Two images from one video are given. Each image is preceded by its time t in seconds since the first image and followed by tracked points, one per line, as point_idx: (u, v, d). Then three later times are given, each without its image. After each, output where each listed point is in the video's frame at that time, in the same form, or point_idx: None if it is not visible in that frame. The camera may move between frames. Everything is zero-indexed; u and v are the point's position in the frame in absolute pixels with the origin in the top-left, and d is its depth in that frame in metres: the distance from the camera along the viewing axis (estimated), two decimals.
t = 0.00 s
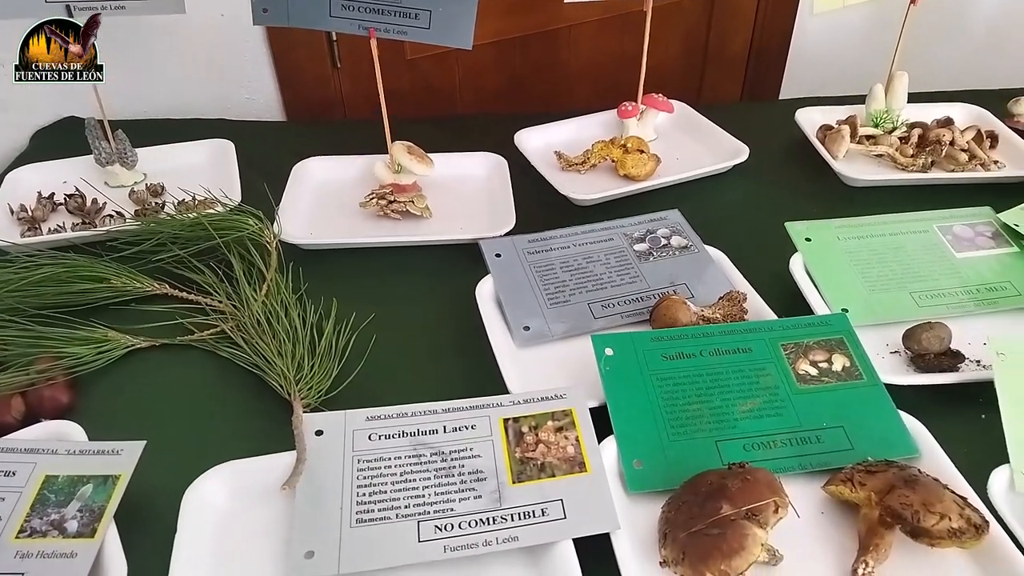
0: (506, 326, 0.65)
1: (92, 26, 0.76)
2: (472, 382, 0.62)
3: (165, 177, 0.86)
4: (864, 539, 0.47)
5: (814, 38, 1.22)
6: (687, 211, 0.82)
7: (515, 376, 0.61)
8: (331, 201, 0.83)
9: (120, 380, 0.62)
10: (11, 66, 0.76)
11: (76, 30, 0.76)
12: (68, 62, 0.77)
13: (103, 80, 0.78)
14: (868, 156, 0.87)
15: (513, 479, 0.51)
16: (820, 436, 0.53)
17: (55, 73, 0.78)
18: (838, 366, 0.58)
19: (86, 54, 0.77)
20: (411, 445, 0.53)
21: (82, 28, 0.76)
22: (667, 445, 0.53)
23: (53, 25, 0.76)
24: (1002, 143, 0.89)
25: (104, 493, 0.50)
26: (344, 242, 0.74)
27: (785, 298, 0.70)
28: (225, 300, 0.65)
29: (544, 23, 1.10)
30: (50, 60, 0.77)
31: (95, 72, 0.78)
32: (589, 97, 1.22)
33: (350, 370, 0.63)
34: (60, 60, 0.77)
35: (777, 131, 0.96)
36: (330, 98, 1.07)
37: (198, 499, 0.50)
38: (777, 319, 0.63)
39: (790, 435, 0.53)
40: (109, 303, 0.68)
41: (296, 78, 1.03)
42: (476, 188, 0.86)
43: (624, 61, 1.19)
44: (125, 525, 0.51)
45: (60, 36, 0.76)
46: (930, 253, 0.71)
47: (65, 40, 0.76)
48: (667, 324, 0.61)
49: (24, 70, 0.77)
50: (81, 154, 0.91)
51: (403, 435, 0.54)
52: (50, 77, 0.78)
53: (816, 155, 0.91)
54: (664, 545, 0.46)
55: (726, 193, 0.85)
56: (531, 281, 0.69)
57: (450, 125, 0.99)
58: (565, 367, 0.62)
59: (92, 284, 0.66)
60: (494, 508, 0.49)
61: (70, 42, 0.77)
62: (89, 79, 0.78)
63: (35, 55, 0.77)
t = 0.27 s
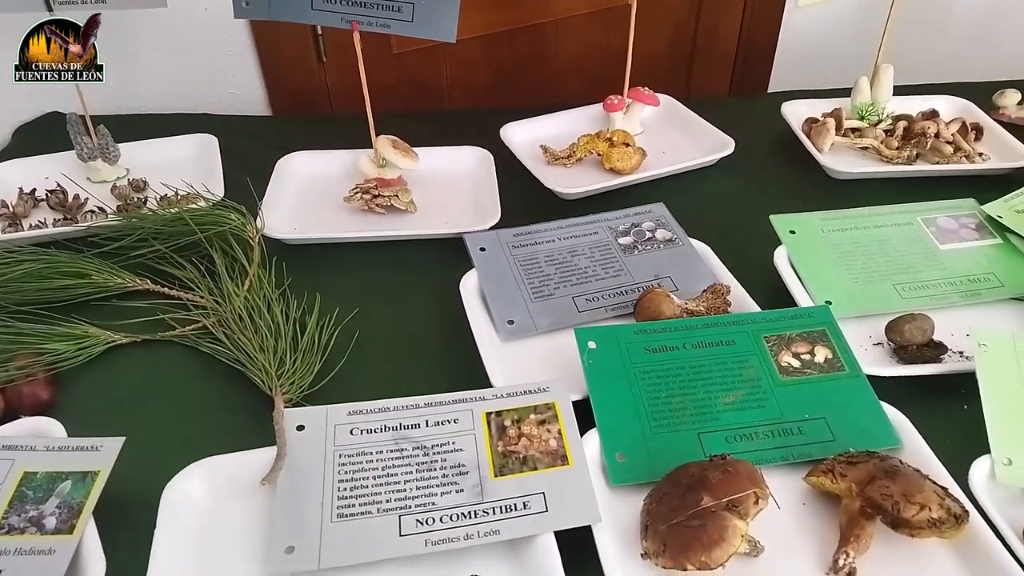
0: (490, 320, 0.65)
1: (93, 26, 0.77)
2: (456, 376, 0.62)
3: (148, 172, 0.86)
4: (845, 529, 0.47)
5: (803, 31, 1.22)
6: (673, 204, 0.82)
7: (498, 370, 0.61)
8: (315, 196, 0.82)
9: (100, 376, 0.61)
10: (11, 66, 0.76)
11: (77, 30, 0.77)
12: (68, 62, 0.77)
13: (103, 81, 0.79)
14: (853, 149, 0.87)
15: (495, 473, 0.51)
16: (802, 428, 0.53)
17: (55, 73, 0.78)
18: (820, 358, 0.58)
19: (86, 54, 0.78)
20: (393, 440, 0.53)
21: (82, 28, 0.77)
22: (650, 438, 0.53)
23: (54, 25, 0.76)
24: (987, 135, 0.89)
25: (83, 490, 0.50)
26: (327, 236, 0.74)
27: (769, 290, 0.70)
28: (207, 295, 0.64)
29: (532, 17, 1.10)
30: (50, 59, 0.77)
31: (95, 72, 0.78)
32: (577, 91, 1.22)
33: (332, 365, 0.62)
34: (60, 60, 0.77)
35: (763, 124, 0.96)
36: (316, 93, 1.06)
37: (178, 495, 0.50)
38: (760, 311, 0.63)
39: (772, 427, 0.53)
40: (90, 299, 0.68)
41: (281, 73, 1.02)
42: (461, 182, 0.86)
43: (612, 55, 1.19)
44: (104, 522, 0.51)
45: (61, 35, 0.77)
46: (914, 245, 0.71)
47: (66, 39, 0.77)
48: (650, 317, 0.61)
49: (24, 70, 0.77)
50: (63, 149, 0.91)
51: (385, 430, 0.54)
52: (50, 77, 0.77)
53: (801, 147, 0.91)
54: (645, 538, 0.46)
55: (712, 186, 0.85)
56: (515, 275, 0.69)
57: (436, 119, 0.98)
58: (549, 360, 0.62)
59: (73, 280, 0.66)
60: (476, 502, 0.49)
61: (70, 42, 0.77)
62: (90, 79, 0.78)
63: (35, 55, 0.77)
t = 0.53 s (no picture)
0: (474, 318, 0.65)
1: (92, 26, 0.77)
2: (439, 375, 0.62)
3: (133, 173, 0.85)
4: (824, 524, 0.47)
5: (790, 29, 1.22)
6: (658, 202, 0.82)
7: (482, 368, 0.61)
8: (300, 196, 0.82)
9: (83, 377, 0.61)
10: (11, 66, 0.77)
11: (77, 30, 0.77)
12: (68, 61, 0.78)
13: (103, 80, 0.79)
14: (839, 146, 0.88)
15: (476, 470, 0.51)
16: (783, 423, 0.54)
17: (54, 73, 0.78)
18: (802, 354, 0.58)
19: (86, 54, 0.78)
20: (375, 438, 0.53)
21: (82, 28, 0.77)
22: (631, 434, 0.53)
23: (53, 25, 0.77)
24: (972, 131, 0.90)
25: (63, 490, 0.50)
26: (312, 236, 0.74)
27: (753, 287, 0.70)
28: (190, 295, 0.64)
29: (520, 16, 1.10)
30: (50, 59, 0.78)
31: (95, 72, 0.79)
32: (566, 91, 1.22)
33: (315, 365, 0.62)
34: (60, 60, 0.78)
35: (749, 122, 0.96)
36: (304, 93, 1.06)
37: (158, 495, 0.50)
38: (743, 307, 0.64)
39: (753, 422, 0.54)
40: (74, 300, 0.68)
41: (268, 73, 1.02)
42: (447, 180, 0.86)
43: (600, 55, 1.19)
44: (85, 522, 0.51)
45: (60, 35, 0.77)
46: (898, 241, 0.71)
47: (66, 40, 0.77)
48: (633, 315, 0.61)
49: (24, 70, 0.77)
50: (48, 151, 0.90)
51: (367, 428, 0.54)
52: (49, 77, 0.78)
53: (787, 145, 0.91)
54: (625, 534, 0.46)
55: (697, 184, 0.85)
56: (500, 273, 0.69)
57: (423, 119, 0.98)
58: (532, 358, 0.62)
59: (57, 281, 0.66)
60: (457, 499, 0.49)
61: (70, 42, 0.78)
62: (90, 78, 0.79)
63: (35, 55, 0.77)
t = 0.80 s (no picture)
0: (452, 316, 0.65)
1: (92, 26, 0.77)
2: (417, 373, 0.62)
3: (112, 174, 0.85)
4: (796, 516, 0.47)
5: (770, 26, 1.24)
6: (637, 199, 0.83)
7: (459, 366, 0.61)
8: (280, 196, 0.82)
9: (60, 378, 0.61)
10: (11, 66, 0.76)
11: (77, 30, 0.77)
12: (68, 62, 0.78)
13: (102, 81, 0.79)
14: (817, 142, 0.88)
15: (452, 467, 0.51)
16: (757, 417, 0.54)
17: (54, 74, 0.78)
18: (776, 348, 0.58)
19: (86, 54, 0.78)
20: (351, 436, 0.53)
21: (82, 28, 0.77)
22: (607, 430, 0.53)
23: (53, 25, 0.77)
24: (949, 126, 0.90)
25: (38, 492, 0.50)
26: (292, 236, 0.74)
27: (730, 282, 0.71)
28: (167, 296, 0.64)
29: (502, 14, 1.10)
30: (50, 59, 0.77)
31: (95, 72, 0.79)
32: (549, 90, 1.22)
33: (293, 364, 0.62)
34: (60, 60, 0.77)
35: (729, 119, 0.96)
36: (286, 92, 1.06)
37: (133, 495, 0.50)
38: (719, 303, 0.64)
39: (727, 416, 0.54)
40: (51, 302, 0.67)
41: (249, 74, 1.02)
42: (427, 179, 0.86)
43: (583, 54, 1.19)
44: (60, 523, 0.51)
45: (60, 35, 0.77)
46: (873, 235, 0.72)
47: (66, 40, 0.77)
48: (610, 311, 0.62)
49: (24, 70, 0.77)
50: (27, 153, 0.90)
51: (343, 427, 0.54)
52: (49, 77, 0.78)
53: (766, 141, 0.92)
54: (599, 528, 0.47)
55: (676, 180, 0.86)
56: (478, 271, 0.69)
57: (405, 118, 0.98)
58: (509, 355, 0.62)
59: (34, 283, 0.66)
60: (432, 496, 0.49)
61: (70, 42, 0.77)
62: (90, 79, 0.78)
63: (35, 55, 0.77)
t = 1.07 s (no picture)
0: (434, 315, 0.65)
1: (92, 26, 0.83)
2: (398, 372, 0.62)
3: (94, 177, 0.85)
4: (772, 510, 0.48)
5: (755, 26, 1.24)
6: (619, 197, 0.83)
7: (440, 365, 0.61)
8: (263, 197, 0.82)
9: (40, 381, 0.61)
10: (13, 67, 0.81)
11: (76, 30, 0.83)
12: (67, 61, 0.83)
13: (101, 80, 0.84)
14: (798, 141, 0.89)
15: (431, 465, 0.51)
16: (734, 412, 0.54)
17: (54, 73, 0.83)
18: (754, 344, 0.59)
19: (86, 54, 0.83)
20: (331, 437, 0.53)
21: (82, 28, 0.83)
22: (586, 427, 0.53)
23: (53, 26, 0.82)
24: (929, 123, 0.91)
25: (15, 494, 0.50)
26: (274, 237, 0.74)
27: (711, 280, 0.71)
28: (148, 298, 0.64)
29: (486, 15, 1.10)
30: (50, 60, 0.82)
31: (94, 71, 0.84)
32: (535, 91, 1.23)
33: (273, 365, 0.63)
34: (60, 60, 0.82)
35: (711, 118, 0.97)
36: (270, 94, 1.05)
37: (112, 497, 0.50)
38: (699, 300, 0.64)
39: (705, 413, 0.54)
40: (32, 305, 0.67)
41: (233, 76, 1.02)
42: (410, 180, 0.86)
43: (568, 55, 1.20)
44: (39, 525, 0.51)
45: (60, 36, 0.82)
46: (852, 232, 0.73)
47: (66, 40, 0.82)
48: (591, 309, 0.62)
49: (25, 70, 0.82)
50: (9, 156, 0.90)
51: (323, 427, 0.54)
52: (49, 76, 0.83)
53: (747, 139, 0.92)
54: (577, 525, 0.47)
55: (658, 179, 0.86)
56: (460, 270, 0.69)
57: (388, 118, 0.99)
58: (490, 354, 0.63)
59: (13, 287, 0.65)
60: (411, 495, 0.50)
61: (70, 42, 0.83)
62: (90, 78, 0.84)
63: (35, 55, 0.82)
